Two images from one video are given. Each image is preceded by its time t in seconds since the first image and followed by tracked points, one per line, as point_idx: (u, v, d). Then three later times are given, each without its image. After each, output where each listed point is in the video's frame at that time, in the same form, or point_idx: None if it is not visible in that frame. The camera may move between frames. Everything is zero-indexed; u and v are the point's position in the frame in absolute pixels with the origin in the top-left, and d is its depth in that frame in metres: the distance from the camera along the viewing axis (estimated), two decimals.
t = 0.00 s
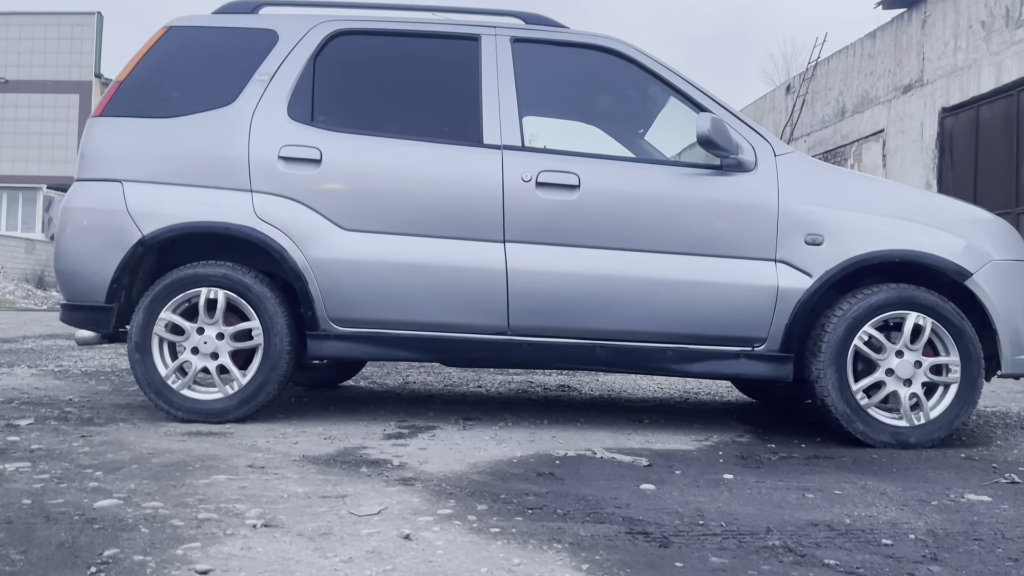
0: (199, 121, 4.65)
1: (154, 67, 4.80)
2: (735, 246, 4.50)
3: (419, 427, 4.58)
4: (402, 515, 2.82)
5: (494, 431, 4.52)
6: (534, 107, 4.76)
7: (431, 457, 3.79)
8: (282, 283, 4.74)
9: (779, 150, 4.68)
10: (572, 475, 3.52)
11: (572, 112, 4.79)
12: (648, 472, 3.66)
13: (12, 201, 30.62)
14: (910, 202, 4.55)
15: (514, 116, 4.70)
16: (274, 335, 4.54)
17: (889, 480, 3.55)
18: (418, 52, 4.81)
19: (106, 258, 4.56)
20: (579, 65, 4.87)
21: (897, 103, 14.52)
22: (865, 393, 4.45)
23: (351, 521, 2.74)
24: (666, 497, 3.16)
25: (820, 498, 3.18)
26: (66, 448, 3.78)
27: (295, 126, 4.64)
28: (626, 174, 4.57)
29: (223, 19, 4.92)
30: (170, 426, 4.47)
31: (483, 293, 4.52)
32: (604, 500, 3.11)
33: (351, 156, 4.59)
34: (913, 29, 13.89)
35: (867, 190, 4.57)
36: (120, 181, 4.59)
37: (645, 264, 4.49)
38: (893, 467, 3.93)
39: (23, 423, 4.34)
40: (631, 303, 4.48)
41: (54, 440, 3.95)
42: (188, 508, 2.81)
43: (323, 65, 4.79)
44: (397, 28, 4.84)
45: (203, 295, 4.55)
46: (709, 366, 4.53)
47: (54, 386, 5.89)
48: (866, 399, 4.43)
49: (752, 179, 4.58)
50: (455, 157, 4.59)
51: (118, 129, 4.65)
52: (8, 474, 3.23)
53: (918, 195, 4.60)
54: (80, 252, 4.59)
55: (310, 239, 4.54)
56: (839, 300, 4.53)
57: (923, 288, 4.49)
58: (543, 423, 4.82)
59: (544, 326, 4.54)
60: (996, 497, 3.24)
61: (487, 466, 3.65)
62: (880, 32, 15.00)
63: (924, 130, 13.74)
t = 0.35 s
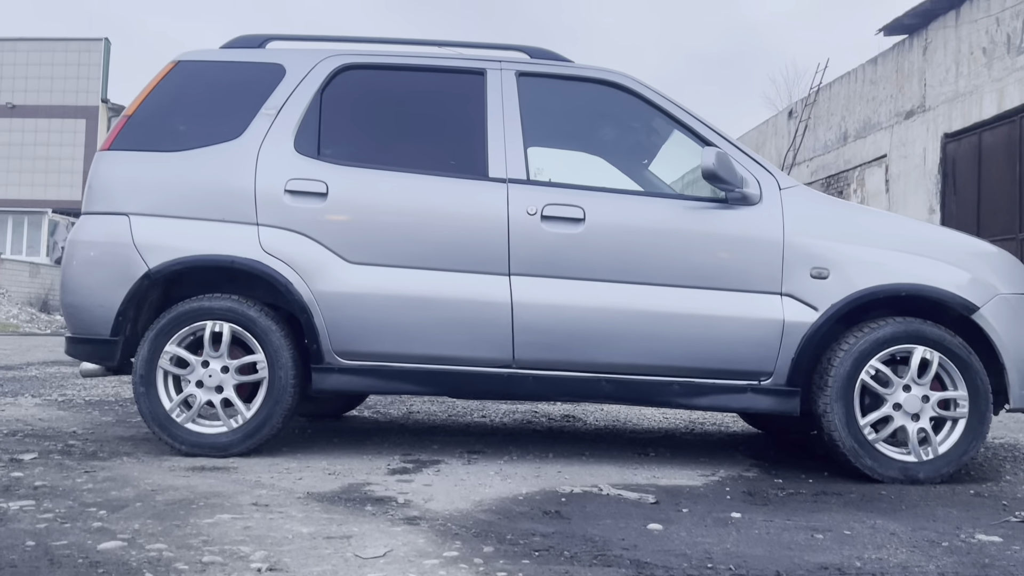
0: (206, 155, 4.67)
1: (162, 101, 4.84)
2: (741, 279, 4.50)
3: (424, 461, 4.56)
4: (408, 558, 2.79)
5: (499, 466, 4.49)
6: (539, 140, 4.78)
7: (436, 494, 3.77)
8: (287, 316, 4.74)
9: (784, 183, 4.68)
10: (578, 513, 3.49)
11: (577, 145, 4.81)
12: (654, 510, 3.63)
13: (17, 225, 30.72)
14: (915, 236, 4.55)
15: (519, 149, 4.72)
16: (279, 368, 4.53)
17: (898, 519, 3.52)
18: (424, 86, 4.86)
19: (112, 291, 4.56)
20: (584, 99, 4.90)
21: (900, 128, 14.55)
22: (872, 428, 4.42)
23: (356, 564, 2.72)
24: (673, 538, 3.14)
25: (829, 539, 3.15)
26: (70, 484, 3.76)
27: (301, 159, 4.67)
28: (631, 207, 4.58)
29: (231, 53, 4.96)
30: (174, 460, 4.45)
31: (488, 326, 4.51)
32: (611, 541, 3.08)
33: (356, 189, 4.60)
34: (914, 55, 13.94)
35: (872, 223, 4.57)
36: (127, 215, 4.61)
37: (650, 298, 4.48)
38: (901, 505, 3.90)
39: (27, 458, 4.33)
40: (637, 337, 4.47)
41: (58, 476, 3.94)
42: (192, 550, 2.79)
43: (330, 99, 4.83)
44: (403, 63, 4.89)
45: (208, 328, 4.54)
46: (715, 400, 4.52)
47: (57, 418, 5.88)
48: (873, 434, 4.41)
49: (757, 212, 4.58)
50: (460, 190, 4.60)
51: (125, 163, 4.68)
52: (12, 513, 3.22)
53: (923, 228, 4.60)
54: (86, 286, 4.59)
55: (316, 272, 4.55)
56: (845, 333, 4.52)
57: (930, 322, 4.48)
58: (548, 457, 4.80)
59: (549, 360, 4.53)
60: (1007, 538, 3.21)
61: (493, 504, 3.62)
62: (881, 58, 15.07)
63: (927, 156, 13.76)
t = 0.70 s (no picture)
0: (210, 167, 4.67)
1: (166, 112, 4.83)
2: (747, 292, 4.48)
3: (428, 474, 4.54)
4: None
5: (504, 479, 4.47)
6: (544, 152, 4.76)
7: (441, 510, 3.75)
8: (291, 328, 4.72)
9: (790, 195, 4.67)
10: (584, 531, 3.47)
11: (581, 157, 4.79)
12: (660, 527, 3.61)
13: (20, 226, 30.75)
14: (922, 249, 4.53)
15: (525, 161, 4.71)
16: (283, 381, 4.51)
17: (906, 537, 3.50)
18: (428, 98, 4.84)
19: (117, 303, 4.56)
20: (591, 111, 4.89)
21: (903, 131, 14.52)
22: (879, 442, 4.41)
23: None
24: (680, 557, 3.12)
25: (837, 559, 3.13)
26: (74, 500, 3.75)
27: (306, 171, 4.65)
28: (637, 220, 4.56)
29: (236, 64, 4.96)
30: (178, 473, 4.45)
31: (493, 339, 4.50)
32: (617, 561, 3.07)
33: (361, 201, 4.59)
34: (918, 58, 13.91)
35: (879, 236, 4.55)
36: (132, 226, 4.60)
37: (656, 311, 4.47)
38: (909, 521, 3.88)
39: (31, 471, 4.32)
40: (642, 350, 4.45)
41: (63, 490, 3.92)
42: (197, 572, 2.78)
43: (334, 110, 4.82)
44: (408, 74, 4.88)
45: (212, 340, 4.53)
46: (721, 414, 4.50)
47: (61, 427, 5.87)
48: (880, 448, 4.39)
49: (763, 225, 4.56)
50: (465, 202, 4.59)
51: (130, 174, 4.67)
52: (16, 530, 3.20)
53: (931, 241, 4.57)
54: (91, 297, 4.58)
55: (321, 284, 4.53)
56: (852, 346, 4.50)
57: (936, 335, 4.46)
58: (553, 470, 4.78)
59: (554, 372, 4.51)
60: (1017, 558, 3.19)
61: (498, 520, 3.61)
62: (885, 61, 15.04)
63: (931, 159, 13.72)
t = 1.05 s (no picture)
0: (212, 180, 4.65)
1: (167, 123, 4.81)
2: (750, 307, 4.47)
3: (431, 488, 4.55)
4: None
5: (506, 494, 4.49)
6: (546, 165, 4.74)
7: (443, 531, 3.75)
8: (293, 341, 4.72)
9: (793, 210, 4.65)
10: (586, 556, 3.48)
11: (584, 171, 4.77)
12: (662, 549, 3.62)
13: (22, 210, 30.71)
14: (925, 264, 4.52)
15: (527, 174, 4.69)
16: (286, 396, 4.52)
17: (908, 562, 3.51)
18: (430, 109, 4.82)
19: (119, 317, 4.56)
20: (592, 123, 4.86)
21: (907, 118, 14.43)
22: (880, 458, 4.42)
23: None
24: None
25: None
26: (79, 521, 3.76)
27: (308, 184, 4.64)
28: (639, 234, 4.55)
29: (237, 74, 4.93)
30: (182, 487, 4.46)
31: (496, 354, 4.49)
32: None
33: (363, 215, 4.57)
34: (923, 44, 13.82)
35: (882, 251, 4.54)
36: (133, 240, 4.60)
37: (658, 326, 4.46)
38: (910, 542, 3.89)
39: (35, 486, 4.33)
40: (645, 365, 4.45)
41: (67, 510, 3.93)
42: None
43: (335, 122, 4.80)
44: (409, 85, 4.85)
45: (215, 355, 4.53)
46: (723, 429, 4.50)
47: (65, 432, 5.89)
48: (882, 464, 4.40)
49: (767, 239, 4.54)
50: (467, 216, 4.57)
51: (131, 187, 4.66)
52: (20, 558, 3.21)
53: (934, 255, 4.56)
54: (92, 311, 4.58)
55: (323, 299, 4.53)
56: (854, 362, 4.50)
57: (939, 351, 4.45)
58: (555, 482, 4.79)
59: (556, 386, 4.51)
60: None
61: (500, 544, 3.61)
62: (889, 47, 14.95)
63: (935, 146, 13.64)
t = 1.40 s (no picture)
0: (210, 206, 4.66)
1: (164, 147, 4.80)
2: (746, 335, 4.50)
3: (431, 512, 4.62)
4: None
5: (505, 518, 4.55)
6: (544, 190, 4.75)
7: (443, 568, 3.81)
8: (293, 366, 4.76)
9: (791, 237, 4.66)
10: None
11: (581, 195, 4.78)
12: None
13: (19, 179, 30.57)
14: (921, 291, 4.55)
15: (526, 199, 4.69)
16: (286, 422, 4.57)
17: None
18: (429, 133, 4.83)
19: (120, 344, 4.59)
20: (591, 147, 4.88)
21: (908, 91, 14.30)
22: (874, 483, 4.49)
23: None
24: None
25: None
26: (84, 558, 3.82)
27: (306, 210, 4.64)
28: (637, 261, 4.56)
29: (234, 96, 4.91)
30: (185, 512, 4.53)
31: (494, 380, 4.53)
32: None
33: (362, 242, 4.58)
34: (927, 16, 13.71)
35: (878, 278, 4.56)
36: (133, 266, 4.62)
37: (656, 352, 4.50)
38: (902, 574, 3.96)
39: (40, 514, 4.39)
40: (642, 392, 4.49)
41: (72, 544, 3.99)
42: None
43: (333, 146, 4.79)
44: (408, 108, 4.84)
45: (216, 381, 4.58)
46: (719, 454, 4.56)
47: (68, 443, 5.95)
48: (875, 489, 4.47)
49: (764, 266, 4.57)
50: (465, 243, 4.58)
51: (130, 213, 4.67)
52: None
53: (930, 282, 4.58)
54: (94, 337, 4.62)
55: (322, 327, 4.56)
56: (849, 389, 4.54)
57: (934, 379, 4.49)
58: (553, 502, 4.86)
59: (553, 411, 4.56)
60: None
61: None
62: (891, 20, 14.79)
63: (935, 121, 13.52)
